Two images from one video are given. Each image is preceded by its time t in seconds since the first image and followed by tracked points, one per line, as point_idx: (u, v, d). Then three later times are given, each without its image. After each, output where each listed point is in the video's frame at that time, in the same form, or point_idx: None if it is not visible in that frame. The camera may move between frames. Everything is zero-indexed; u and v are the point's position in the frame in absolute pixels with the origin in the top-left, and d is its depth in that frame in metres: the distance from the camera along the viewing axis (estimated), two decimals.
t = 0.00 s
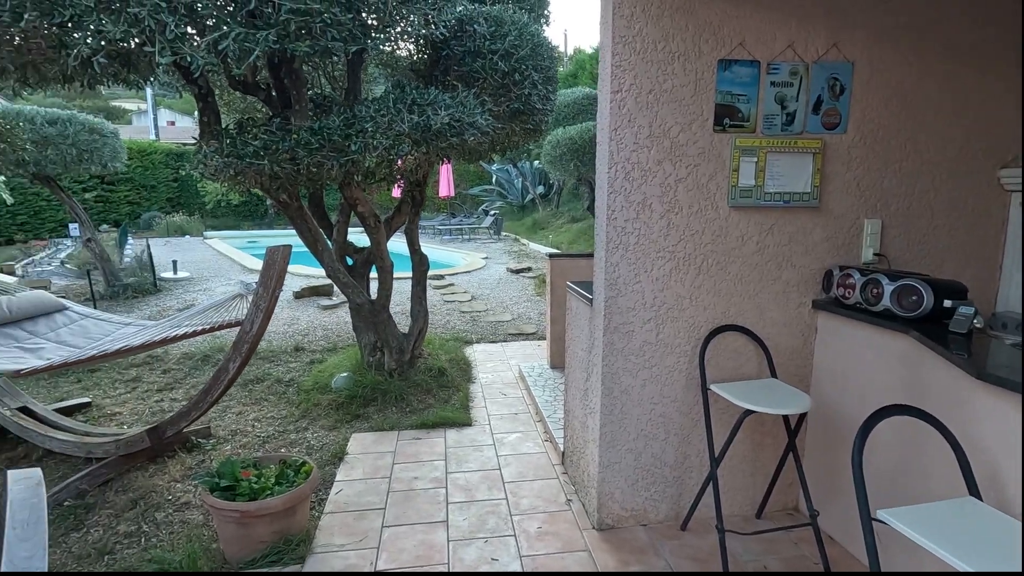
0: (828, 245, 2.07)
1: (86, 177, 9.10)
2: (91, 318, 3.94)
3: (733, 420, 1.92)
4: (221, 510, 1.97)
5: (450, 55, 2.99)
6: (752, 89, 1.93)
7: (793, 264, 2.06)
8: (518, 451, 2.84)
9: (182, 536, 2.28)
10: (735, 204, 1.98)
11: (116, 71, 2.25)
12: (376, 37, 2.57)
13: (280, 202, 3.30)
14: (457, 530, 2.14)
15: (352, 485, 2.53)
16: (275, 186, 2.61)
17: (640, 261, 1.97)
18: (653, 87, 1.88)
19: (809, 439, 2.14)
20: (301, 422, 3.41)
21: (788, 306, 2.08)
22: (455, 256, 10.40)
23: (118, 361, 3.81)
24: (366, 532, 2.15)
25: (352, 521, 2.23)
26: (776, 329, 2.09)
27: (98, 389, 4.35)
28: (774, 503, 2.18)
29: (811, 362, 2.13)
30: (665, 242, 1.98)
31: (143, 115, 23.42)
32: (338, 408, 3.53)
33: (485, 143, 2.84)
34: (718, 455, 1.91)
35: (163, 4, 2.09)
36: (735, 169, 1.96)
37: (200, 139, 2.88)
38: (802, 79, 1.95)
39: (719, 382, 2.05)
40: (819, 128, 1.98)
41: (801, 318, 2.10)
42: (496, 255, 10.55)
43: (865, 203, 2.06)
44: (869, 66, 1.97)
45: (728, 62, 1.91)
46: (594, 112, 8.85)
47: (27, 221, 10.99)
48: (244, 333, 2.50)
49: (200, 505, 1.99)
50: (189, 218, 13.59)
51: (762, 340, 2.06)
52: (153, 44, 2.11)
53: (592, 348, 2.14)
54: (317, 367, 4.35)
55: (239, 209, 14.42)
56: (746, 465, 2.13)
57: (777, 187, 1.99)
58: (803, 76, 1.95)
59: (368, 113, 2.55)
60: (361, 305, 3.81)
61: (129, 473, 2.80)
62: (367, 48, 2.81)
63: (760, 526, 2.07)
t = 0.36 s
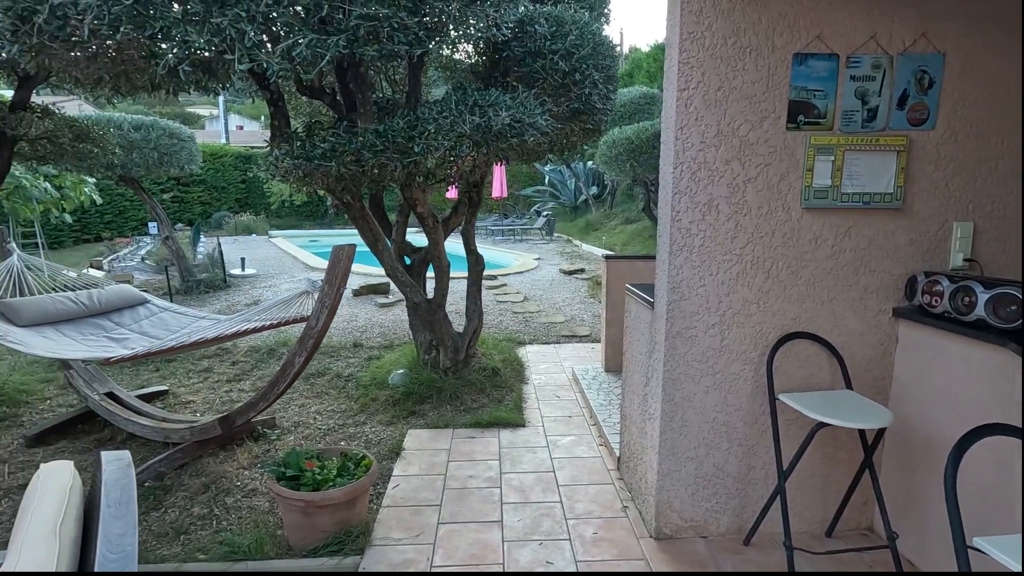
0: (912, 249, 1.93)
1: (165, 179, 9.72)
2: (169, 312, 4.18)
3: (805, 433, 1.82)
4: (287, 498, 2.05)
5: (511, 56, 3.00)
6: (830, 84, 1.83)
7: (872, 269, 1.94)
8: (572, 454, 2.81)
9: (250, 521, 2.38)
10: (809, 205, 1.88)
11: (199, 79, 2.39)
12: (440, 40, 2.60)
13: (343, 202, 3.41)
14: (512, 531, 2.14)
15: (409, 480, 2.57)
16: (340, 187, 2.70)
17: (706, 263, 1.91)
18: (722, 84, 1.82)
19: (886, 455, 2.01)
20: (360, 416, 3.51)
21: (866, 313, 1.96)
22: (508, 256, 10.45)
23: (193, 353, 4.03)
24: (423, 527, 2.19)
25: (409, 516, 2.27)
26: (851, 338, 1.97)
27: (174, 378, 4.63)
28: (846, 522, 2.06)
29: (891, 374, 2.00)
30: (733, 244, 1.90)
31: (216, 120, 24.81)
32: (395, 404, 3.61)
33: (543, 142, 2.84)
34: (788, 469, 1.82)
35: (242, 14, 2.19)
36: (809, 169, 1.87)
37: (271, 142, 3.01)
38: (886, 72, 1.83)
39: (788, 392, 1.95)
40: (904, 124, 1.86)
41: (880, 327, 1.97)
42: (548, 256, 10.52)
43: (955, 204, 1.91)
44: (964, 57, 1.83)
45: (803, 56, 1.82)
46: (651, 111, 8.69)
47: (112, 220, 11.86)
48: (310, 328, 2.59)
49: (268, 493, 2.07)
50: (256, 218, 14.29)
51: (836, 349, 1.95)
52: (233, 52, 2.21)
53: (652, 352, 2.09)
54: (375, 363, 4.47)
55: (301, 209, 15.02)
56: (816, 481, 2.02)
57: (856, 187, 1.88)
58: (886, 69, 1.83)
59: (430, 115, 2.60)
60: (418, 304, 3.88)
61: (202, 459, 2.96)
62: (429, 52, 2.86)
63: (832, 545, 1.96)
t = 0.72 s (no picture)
0: (1010, 252, 1.78)
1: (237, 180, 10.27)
2: (242, 306, 4.41)
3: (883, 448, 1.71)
4: (351, 488, 2.12)
5: (572, 55, 2.99)
6: (918, 76, 1.72)
7: (963, 274, 1.81)
8: (628, 457, 2.77)
9: (314, 508, 2.48)
10: (892, 205, 1.77)
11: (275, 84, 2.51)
12: (503, 40, 2.63)
13: (405, 202, 3.49)
14: (568, 531, 2.13)
15: (465, 476, 2.61)
16: (404, 187, 2.77)
17: (777, 266, 1.83)
18: (797, 78, 1.74)
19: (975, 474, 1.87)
20: (417, 411, 3.59)
21: (955, 321, 1.83)
22: (561, 257, 10.41)
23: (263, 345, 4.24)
24: (479, 523, 2.21)
25: (466, 511, 2.30)
26: (937, 347, 1.84)
27: (244, 369, 4.88)
28: (927, 543, 1.93)
29: (981, 387, 1.85)
30: (806, 246, 1.82)
31: (283, 124, 25.98)
32: (451, 400, 3.67)
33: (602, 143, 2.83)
34: (864, 485, 1.71)
35: (317, 21, 2.28)
36: (893, 166, 1.76)
37: (339, 144, 3.12)
38: (983, 61, 1.70)
39: (865, 403, 1.84)
40: (1003, 117, 1.71)
41: (970, 336, 1.83)
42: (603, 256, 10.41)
43: None
44: None
45: (889, 46, 1.71)
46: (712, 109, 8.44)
47: (189, 218, 12.63)
48: (373, 324, 2.67)
49: (333, 482, 2.15)
50: (318, 217, 14.87)
51: (920, 359, 1.82)
52: (308, 57, 2.30)
53: (717, 357, 2.03)
54: (431, 359, 4.56)
55: (360, 209, 15.50)
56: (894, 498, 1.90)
57: (945, 186, 1.75)
58: (984, 58, 1.70)
59: (493, 115, 2.62)
60: (475, 303, 3.92)
61: (271, 446, 3.11)
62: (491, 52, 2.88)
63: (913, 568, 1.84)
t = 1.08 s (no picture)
0: None
1: (306, 178, 10.73)
2: (311, 298, 4.62)
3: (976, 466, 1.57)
4: (415, 476, 2.18)
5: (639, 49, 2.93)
6: None
7: None
8: (690, 461, 2.71)
9: (379, 494, 2.58)
10: (992, 202, 1.63)
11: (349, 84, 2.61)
12: (569, 37, 2.62)
13: (468, 198, 3.55)
14: (627, 532, 2.11)
15: (524, 470, 2.63)
16: (468, 185, 2.81)
17: (858, 267, 1.74)
18: (886, 67, 1.64)
19: None
20: (476, 405, 3.65)
21: None
22: (620, 255, 10.27)
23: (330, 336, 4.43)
24: (538, 518, 2.23)
25: (525, 505, 2.32)
26: None
27: (313, 358, 5.11)
28: None
29: None
30: (892, 246, 1.71)
31: (349, 124, 26.92)
32: (509, 395, 3.71)
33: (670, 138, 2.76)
34: (954, 504, 1.56)
35: (391, 22, 2.34)
36: (994, 161, 1.62)
37: (406, 142, 3.21)
38: None
39: (955, 416, 1.71)
40: None
41: None
42: (663, 255, 10.18)
43: None
44: None
45: (992, 30, 1.57)
46: (783, 102, 8.06)
47: (261, 214, 13.34)
48: (436, 318, 2.73)
49: (397, 469, 2.21)
50: (380, 213, 15.34)
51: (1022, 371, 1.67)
52: (382, 58, 2.37)
53: (789, 360, 1.95)
54: (489, 354, 4.61)
55: (420, 206, 15.85)
56: (986, 519, 1.77)
57: None
58: None
59: (559, 112, 2.62)
60: (534, 299, 3.94)
61: (337, 433, 3.24)
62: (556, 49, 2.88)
63: None
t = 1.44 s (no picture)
0: None
1: (375, 173, 11.11)
2: (381, 289, 4.80)
3: None
4: (480, 464, 2.23)
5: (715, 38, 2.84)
6: None
7: None
8: (760, 465, 2.61)
9: (443, 479, 2.65)
10: None
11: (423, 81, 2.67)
12: (643, 28, 2.58)
13: (533, 192, 3.57)
14: (693, 533, 2.07)
15: (586, 465, 2.63)
16: (536, 178, 2.83)
17: (956, 265, 1.61)
18: (997, 49, 1.52)
19: None
20: (538, 398, 3.67)
21: None
22: (686, 252, 9.98)
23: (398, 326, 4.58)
24: (601, 513, 2.22)
25: (587, 499, 2.32)
26: None
27: (380, 347, 5.31)
28: None
29: None
30: (998, 243, 1.57)
31: (415, 121, 27.57)
32: (572, 390, 3.70)
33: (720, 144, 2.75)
34: None
35: (465, 19, 2.38)
36: None
37: (475, 137, 3.26)
38: None
39: None
40: None
41: None
42: (732, 252, 9.81)
43: None
44: None
45: None
46: (869, 90, 7.55)
47: (332, 208, 13.92)
48: (503, 310, 2.77)
49: (464, 456, 2.27)
50: (444, 208, 15.64)
51: None
52: (456, 54, 2.41)
53: (873, 364, 1.85)
54: (551, 349, 4.62)
55: (482, 201, 16.04)
56: None
57: None
58: None
59: (630, 104, 2.59)
60: (598, 295, 3.91)
61: (404, 419, 3.36)
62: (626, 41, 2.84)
63: None
